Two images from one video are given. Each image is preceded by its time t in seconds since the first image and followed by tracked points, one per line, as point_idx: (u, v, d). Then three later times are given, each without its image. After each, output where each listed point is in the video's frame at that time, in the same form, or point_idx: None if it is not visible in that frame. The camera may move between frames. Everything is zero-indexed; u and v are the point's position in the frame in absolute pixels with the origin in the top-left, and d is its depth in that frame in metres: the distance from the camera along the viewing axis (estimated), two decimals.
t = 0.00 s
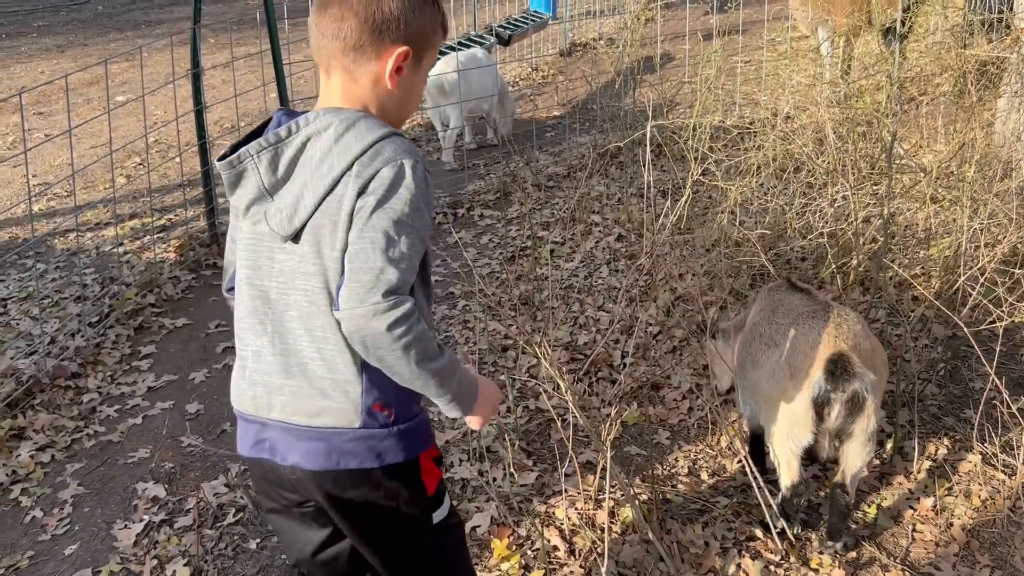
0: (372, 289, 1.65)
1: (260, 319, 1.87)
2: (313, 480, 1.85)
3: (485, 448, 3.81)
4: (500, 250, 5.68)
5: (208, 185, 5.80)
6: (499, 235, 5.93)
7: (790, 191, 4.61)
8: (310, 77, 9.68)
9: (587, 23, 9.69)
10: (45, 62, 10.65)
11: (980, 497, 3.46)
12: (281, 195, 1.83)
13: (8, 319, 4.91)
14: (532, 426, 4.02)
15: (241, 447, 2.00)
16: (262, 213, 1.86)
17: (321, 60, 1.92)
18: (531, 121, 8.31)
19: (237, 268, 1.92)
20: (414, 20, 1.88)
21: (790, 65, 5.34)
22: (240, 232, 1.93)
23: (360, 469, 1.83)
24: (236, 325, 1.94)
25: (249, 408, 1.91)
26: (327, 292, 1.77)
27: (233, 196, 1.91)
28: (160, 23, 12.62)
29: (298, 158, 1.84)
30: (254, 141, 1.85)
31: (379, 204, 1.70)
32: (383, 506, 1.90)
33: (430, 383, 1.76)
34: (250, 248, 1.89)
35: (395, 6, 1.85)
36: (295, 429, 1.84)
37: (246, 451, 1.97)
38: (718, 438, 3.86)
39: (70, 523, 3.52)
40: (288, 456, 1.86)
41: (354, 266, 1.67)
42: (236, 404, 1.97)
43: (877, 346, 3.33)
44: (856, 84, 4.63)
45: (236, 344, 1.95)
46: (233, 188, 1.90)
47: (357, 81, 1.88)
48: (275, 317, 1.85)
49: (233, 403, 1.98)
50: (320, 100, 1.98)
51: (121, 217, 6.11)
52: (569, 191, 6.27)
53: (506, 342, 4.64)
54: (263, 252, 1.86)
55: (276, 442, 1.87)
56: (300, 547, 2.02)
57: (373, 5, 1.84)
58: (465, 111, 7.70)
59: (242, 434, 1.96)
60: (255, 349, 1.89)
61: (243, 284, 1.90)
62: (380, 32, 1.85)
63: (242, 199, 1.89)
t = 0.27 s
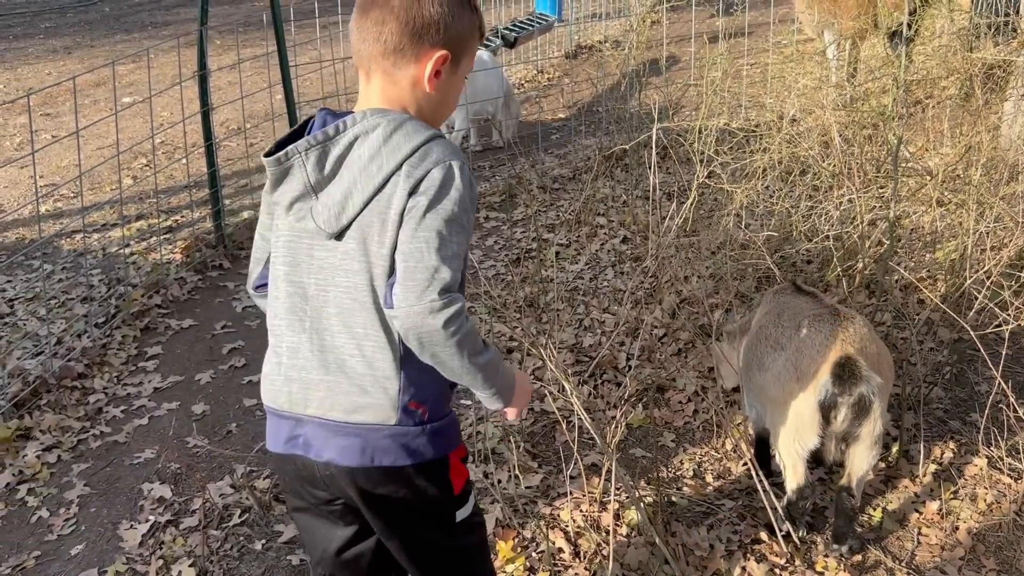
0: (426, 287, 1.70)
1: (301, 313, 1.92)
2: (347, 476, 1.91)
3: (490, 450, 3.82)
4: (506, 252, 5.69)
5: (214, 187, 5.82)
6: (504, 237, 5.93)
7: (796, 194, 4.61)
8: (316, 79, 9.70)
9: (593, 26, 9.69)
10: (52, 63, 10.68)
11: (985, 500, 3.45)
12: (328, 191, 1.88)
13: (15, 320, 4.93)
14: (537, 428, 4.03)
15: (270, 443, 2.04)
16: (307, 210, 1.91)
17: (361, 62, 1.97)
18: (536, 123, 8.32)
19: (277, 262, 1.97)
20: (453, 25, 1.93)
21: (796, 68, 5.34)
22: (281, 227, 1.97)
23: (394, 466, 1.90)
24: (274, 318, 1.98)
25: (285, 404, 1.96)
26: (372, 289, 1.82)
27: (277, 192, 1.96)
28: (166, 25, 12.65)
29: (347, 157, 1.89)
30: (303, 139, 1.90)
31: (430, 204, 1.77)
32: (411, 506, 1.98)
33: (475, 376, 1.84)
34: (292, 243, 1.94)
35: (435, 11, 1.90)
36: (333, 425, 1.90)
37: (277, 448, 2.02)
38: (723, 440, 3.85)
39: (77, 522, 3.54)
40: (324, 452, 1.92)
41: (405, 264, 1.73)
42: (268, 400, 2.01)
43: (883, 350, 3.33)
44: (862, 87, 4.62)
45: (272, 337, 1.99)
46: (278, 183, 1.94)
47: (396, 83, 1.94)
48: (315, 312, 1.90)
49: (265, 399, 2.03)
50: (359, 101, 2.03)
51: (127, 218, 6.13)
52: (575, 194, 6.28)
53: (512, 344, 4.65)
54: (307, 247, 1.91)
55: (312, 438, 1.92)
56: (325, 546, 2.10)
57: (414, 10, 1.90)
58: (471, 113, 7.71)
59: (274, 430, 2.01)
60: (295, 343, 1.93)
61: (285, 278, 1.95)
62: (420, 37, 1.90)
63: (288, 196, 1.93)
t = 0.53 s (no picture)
0: (467, 294, 1.77)
1: (334, 316, 1.97)
2: (372, 478, 1.95)
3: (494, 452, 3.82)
4: (510, 254, 5.70)
5: (220, 189, 5.84)
6: (509, 239, 5.94)
7: (800, 197, 4.61)
8: (322, 81, 9.72)
9: (598, 29, 9.69)
10: (58, 65, 10.72)
11: (989, 504, 3.45)
12: (367, 197, 1.94)
13: (22, 320, 4.95)
14: (541, 430, 4.03)
15: (295, 445, 2.08)
16: (345, 214, 1.97)
17: (394, 74, 2.07)
18: (540, 125, 8.33)
19: (312, 265, 2.02)
20: (481, 33, 2.02)
21: (801, 71, 5.33)
22: (317, 230, 2.03)
23: (419, 468, 1.94)
24: (304, 320, 2.03)
25: (312, 406, 1.99)
26: (407, 294, 1.88)
27: (315, 196, 2.01)
28: (172, 26, 12.68)
29: (386, 165, 1.96)
30: (345, 145, 1.96)
31: (470, 213, 1.84)
32: (433, 507, 2.03)
33: (511, 377, 1.92)
34: (329, 246, 1.99)
35: (462, 20, 2.00)
36: (360, 428, 1.93)
37: (303, 449, 2.05)
38: (727, 443, 3.86)
39: (82, 523, 3.55)
40: (351, 455, 1.96)
41: (445, 270, 1.80)
42: (294, 402, 2.05)
43: (887, 353, 3.33)
44: (867, 90, 4.62)
45: (301, 339, 2.03)
46: (316, 187, 2.00)
47: (429, 91, 2.03)
48: (347, 316, 1.95)
49: (290, 400, 2.06)
50: (395, 111, 2.13)
51: (133, 219, 6.15)
52: (579, 196, 6.28)
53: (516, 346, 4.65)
54: (344, 251, 1.97)
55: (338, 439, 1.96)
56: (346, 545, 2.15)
57: (442, 21, 2.00)
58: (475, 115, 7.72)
59: (300, 431, 2.04)
60: (325, 345, 1.98)
61: (319, 281, 2.00)
62: (449, 46, 2.00)
63: (326, 200, 1.99)
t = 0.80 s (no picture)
0: (498, 294, 1.80)
1: (356, 317, 1.99)
2: (395, 477, 1.97)
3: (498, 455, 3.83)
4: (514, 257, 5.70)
5: (225, 191, 5.85)
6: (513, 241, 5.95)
7: (805, 200, 4.61)
8: (326, 83, 9.74)
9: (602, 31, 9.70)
10: (63, 66, 10.75)
11: (995, 509, 3.45)
12: (392, 198, 1.95)
13: (27, 322, 4.96)
14: (546, 433, 4.04)
15: (314, 446, 2.08)
16: (369, 216, 1.98)
17: (415, 77, 2.09)
18: (544, 128, 8.33)
19: (333, 267, 2.03)
20: (502, 37, 2.03)
21: (806, 74, 5.33)
22: (338, 232, 2.04)
23: (441, 468, 1.97)
24: (325, 321, 2.04)
25: (334, 408, 2.00)
26: (432, 295, 1.91)
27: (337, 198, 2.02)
28: (176, 28, 12.71)
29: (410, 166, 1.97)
30: (369, 147, 1.97)
31: (496, 215, 1.87)
32: (454, 506, 2.06)
33: (541, 370, 1.96)
34: (351, 248, 2.01)
35: (483, 25, 2.01)
36: (384, 428, 1.95)
37: (323, 451, 2.06)
38: (732, 447, 3.86)
39: (87, 524, 3.56)
40: (374, 455, 1.97)
41: (475, 271, 1.83)
42: (315, 404, 2.05)
43: (892, 357, 3.33)
44: (871, 94, 4.62)
45: (322, 341, 2.05)
46: (339, 190, 2.01)
47: (449, 95, 2.05)
48: (370, 317, 1.97)
49: (311, 402, 2.07)
50: (415, 113, 2.15)
51: (138, 221, 6.16)
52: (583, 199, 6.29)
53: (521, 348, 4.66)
54: (368, 253, 1.99)
55: (362, 440, 1.97)
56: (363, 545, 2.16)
57: (463, 25, 2.01)
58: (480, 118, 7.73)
59: (320, 433, 2.05)
60: (347, 346, 2.00)
61: (342, 282, 2.02)
62: (469, 50, 2.01)
63: (348, 202, 2.00)
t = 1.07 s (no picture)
0: (486, 295, 1.80)
1: (350, 323, 1.99)
2: (396, 482, 1.98)
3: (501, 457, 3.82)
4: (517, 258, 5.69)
5: (227, 193, 5.85)
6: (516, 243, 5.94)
7: (809, 202, 4.60)
8: (329, 84, 9.74)
9: (605, 33, 9.70)
10: (66, 68, 10.75)
11: (999, 512, 3.44)
12: (382, 203, 1.96)
13: (29, 323, 4.96)
14: (548, 435, 4.03)
15: (314, 455, 2.10)
16: (360, 222, 1.99)
17: (404, 79, 2.10)
18: (547, 129, 8.33)
19: (326, 273, 2.04)
20: (488, 39, 2.04)
21: (809, 76, 5.32)
22: (330, 239, 2.04)
23: (442, 470, 1.98)
24: (320, 328, 2.05)
25: (333, 415, 2.01)
26: (426, 299, 1.90)
27: (328, 204, 2.03)
28: (179, 29, 12.72)
29: (400, 170, 1.98)
30: (358, 153, 1.98)
31: (486, 215, 1.87)
32: (453, 506, 2.06)
33: (531, 371, 1.95)
34: (343, 254, 2.01)
35: (469, 26, 2.02)
36: (383, 435, 1.96)
37: (322, 459, 2.07)
38: (735, 450, 3.85)
39: (90, 526, 3.55)
40: (374, 461, 1.98)
41: (464, 273, 1.82)
42: (313, 413, 2.06)
43: (896, 359, 3.32)
44: (876, 96, 4.61)
45: (319, 348, 2.05)
46: (330, 197, 2.02)
47: (436, 96, 2.05)
48: (364, 322, 1.97)
49: (309, 410, 2.08)
50: (405, 117, 2.15)
51: (141, 222, 6.16)
52: (586, 201, 6.28)
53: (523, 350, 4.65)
54: (360, 258, 1.99)
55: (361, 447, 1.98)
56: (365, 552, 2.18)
57: (449, 27, 2.02)
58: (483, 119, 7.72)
59: (320, 441, 2.06)
60: (343, 352, 2.00)
61: (334, 288, 2.02)
62: (455, 51, 2.02)
63: (340, 208, 2.00)
